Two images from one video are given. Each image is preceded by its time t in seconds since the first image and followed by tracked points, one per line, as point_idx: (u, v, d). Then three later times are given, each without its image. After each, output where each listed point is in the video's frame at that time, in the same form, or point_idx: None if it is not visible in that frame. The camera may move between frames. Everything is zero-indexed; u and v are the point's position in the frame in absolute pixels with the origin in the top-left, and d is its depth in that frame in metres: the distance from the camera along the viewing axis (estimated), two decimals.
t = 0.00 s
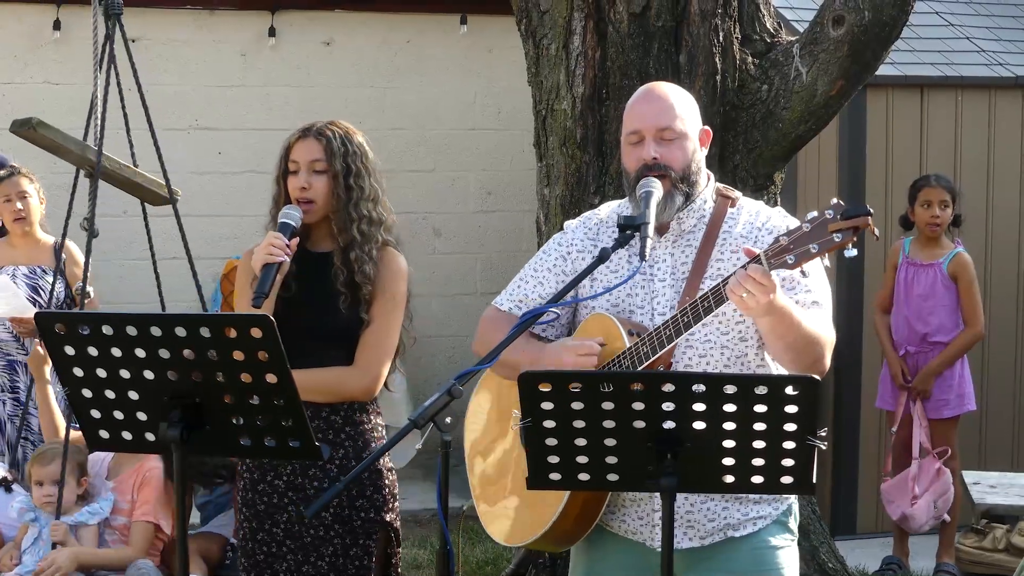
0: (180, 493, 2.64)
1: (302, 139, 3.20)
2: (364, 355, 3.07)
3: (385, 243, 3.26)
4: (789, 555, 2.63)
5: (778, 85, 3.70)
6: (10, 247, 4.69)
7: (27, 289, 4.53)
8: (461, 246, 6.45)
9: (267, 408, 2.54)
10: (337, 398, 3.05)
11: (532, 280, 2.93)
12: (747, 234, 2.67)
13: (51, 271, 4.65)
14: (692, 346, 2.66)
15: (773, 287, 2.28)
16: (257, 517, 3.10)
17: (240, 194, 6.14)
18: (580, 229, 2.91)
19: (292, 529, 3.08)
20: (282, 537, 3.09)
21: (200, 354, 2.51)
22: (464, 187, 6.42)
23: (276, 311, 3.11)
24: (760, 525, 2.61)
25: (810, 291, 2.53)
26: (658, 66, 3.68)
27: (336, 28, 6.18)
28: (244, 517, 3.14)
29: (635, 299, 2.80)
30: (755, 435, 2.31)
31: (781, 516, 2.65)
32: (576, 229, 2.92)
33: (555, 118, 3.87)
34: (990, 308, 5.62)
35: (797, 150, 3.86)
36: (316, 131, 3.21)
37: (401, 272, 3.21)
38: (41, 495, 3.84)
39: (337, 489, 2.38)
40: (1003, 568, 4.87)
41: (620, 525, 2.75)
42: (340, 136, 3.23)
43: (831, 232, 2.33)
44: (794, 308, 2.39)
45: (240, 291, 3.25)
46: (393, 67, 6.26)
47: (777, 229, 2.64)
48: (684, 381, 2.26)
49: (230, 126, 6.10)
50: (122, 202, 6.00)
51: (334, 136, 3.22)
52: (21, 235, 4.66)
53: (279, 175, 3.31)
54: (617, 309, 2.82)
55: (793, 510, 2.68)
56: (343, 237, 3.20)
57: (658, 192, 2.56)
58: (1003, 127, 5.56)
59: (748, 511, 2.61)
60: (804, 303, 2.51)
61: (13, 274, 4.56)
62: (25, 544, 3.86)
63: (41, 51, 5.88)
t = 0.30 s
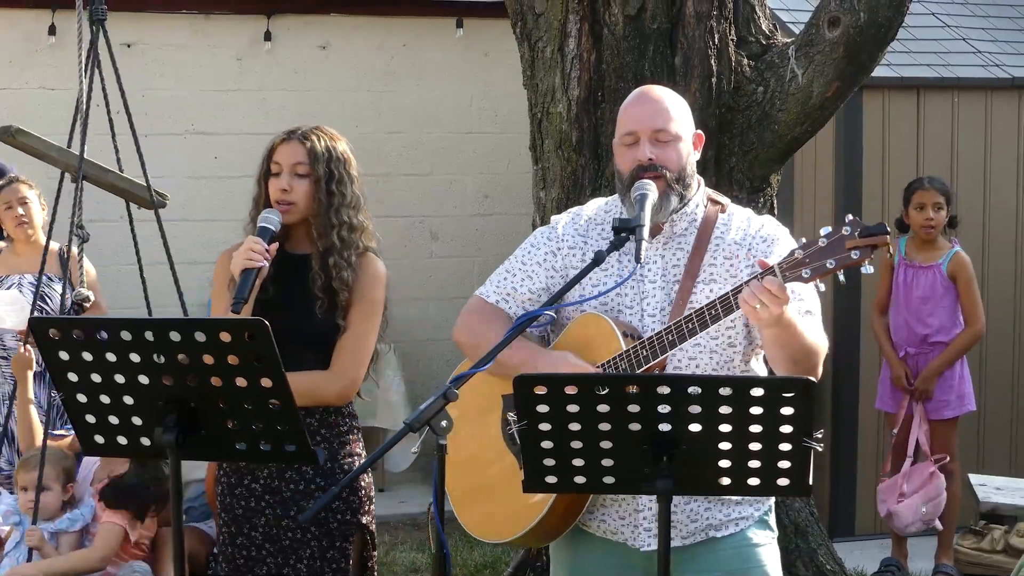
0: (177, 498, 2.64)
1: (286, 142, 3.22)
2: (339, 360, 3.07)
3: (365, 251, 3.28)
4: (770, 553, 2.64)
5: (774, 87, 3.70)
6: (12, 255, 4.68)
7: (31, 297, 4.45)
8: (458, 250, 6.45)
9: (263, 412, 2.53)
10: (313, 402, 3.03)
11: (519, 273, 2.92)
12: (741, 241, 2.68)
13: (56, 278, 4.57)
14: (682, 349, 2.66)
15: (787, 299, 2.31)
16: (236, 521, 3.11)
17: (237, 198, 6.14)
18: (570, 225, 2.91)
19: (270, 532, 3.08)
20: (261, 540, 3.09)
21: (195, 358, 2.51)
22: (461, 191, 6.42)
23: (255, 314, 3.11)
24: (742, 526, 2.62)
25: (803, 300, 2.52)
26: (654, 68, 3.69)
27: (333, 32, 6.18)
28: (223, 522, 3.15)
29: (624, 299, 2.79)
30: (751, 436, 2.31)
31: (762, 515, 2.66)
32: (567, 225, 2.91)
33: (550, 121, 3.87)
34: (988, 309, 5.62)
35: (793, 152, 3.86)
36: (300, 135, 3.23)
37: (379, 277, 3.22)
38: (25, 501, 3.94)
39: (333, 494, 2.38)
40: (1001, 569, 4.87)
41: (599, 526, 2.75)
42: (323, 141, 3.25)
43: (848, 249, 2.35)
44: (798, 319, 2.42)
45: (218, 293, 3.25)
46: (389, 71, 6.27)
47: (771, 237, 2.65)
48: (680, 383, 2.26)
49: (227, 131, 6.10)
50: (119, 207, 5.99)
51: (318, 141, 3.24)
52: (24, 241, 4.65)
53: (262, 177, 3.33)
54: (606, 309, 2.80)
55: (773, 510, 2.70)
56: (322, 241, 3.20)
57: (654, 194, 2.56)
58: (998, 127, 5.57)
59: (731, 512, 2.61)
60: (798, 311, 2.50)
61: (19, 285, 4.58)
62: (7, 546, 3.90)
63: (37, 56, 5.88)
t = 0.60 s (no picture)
0: (178, 497, 2.64)
1: (279, 145, 3.21)
2: (332, 362, 3.09)
3: (355, 254, 3.27)
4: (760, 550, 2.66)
5: (776, 90, 3.71)
6: (17, 255, 4.66)
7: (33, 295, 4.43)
8: (459, 251, 6.45)
9: (265, 412, 2.54)
10: (309, 405, 3.05)
11: (517, 275, 2.91)
12: (738, 252, 2.71)
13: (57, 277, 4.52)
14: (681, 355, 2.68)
15: (806, 318, 2.40)
16: (228, 523, 3.10)
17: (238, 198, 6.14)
18: (569, 229, 2.92)
19: (262, 533, 3.07)
20: (254, 541, 3.08)
21: (197, 358, 2.51)
22: (461, 191, 6.42)
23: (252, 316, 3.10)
24: (733, 524, 2.65)
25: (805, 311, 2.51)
26: (656, 70, 3.69)
27: (334, 32, 6.18)
28: (214, 524, 3.14)
29: (621, 305, 2.78)
30: (754, 439, 2.31)
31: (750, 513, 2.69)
32: (566, 229, 2.92)
33: (553, 122, 3.88)
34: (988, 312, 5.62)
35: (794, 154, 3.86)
36: (294, 137, 3.22)
37: (371, 280, 3.24)
38: (12, 499, 3.86)
39: (336, 494, 2.39)
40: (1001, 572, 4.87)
41: (592, 529, 2.77)
42: (317, 145, 3.25)
43: (870, 270, 2.39)
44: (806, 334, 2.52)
45: (209, 294, 3.24)
46: (390, 71, 6.27)
47: (767, 248, 2.69)
48: (682, 385, 2.26)
49: (228, 131, 6.10)
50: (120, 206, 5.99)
51: (311, 143, 3.23)
52: (27, 239, 4.64)
53: (253, 177, 3.31)
54: (604, 315, 2.81)
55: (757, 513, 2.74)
56: (315, 244, 3.20)
57: (656, 197, 2.56)
58: (999, 131, 5.57)
59: (721, 511, 2.64)
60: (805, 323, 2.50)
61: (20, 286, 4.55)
62: None
63: (38, 56, 5.88)
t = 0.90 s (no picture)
0: (179, 500, 2.64)
1: (280, 147, 3.21)
2: (335, 366, 3.09)
3: (357, 256, 3.29)
4: (754, 552, 2.67)
5: (776, 92, 3.71)
6: (10, 256, 4.66)
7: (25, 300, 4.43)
8: (459, 253, 6.45)
9: (265, 415, 2.54)
10: (312, 406, 3.05)
11: (516, 276, 2.90)
12: (734, 258, 2.72)
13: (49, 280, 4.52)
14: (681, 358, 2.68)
15: (814, 326, 2.43)
16: (232, 526, 3.09)
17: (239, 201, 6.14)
18: (566, 229, 2.92)
19: (267, 536, 3.07)
20: (257, 545, 3.07)
21: (197, 361, 2.51)
22: (461, 194, 6.42)
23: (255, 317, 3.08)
24: (729, 526, 2.65)
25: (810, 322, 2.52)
26: (656, 73, 3.69)
27: (334, 35, 6.18)
28: (217, 528, 3.12)
29: (620, 307, 2.77)
30: (753, 441, 2.31)
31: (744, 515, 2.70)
32: (563, 229, 2.92)
33: (552, 125, 3.88)
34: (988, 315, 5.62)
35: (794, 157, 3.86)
36: (295, 140, 3.22)
37: (373, 284, 3.24)
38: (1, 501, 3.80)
39: (337, 496, 2.40)
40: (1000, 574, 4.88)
41: (587, 532, 2.77)
42: (317, 148, 3.24)
43: (878, 279, 2.49)
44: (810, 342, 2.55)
45: (207, 295, 3.22)
46: (390, 74, 6.27)
47: (763, 251, 2.71)
48: (682, 388, 2.26)
49: (228, 133, 6.10)
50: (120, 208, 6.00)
51: (312, 146, 3.23)
52: (21, 241, 4.64)
53: (253, 180, 3.31)
54: (602, 317, 2.79)
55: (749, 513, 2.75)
56: (318, 247, 3.20)
57: (656, 199, 2.56)
58: (999, 134, 5.58)
59: (717, 513, 2.64)
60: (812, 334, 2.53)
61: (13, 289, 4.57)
62: None
63: (38, 58, 5.88)
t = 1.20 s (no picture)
0: (176, 504, 2.64)
1: (286, 149, 3.20)
2: (346, 367, 3.09)
3: (365, 257, 3.30)
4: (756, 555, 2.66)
5: (773, 94, 3.71)
6: None
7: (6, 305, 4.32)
8: (457, 255, 6.45)
9: (262, 419, 2.53)
10: (314, 406, 3.03)
11: (512, 280, 2.90)
12: (732, 253, 2.70)
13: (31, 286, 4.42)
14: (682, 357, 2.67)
15: (799, 315, 2.37)
16: (242, 530, 3.09)
17: (236, 204, 6.14)
18: (561, 233, 2.91)
19: (278, 540, 3.07)
20: (268, 549, 3.08)
21: (193, 365, 2.51)
22: (459, 197, 6.42)
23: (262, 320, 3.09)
24: (732, 529, 2.65)
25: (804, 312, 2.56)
26: (653, 75, 3.69)
27: (332, 38, 6.19)
28: (226, 532, 3.12)
29: (619, 308, 2.78)
30: (749, 444, 2.31)
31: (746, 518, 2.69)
32: (558, 233, 2.91)
33: (549, 127, 3.88)
34: (987, 316, 5.62)
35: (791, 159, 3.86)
36: (302, 142, 3.22)
37: (380, 285, 3.25)
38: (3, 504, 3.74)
39: (334, 499, 2.39)
40: None
41: (591, 534, 2.76)
42: (325, 149, 3.24)
43: (870, 264, 2.47)
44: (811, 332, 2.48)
45: (215, 297, 3.22)
46: (387, 77, 6.27)
47: (763, 246, 2.68)
48: (678, 390, 2.25)
49: (226, 137, 6.10)
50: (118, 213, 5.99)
51: (320, 149, 3.22)
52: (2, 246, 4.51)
53: (259, 182, 3.30)
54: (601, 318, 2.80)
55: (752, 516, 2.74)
56: (326, 249, 3.21)
57: (652, 202, 2.57)
58: (997, 135, 5.57)
59: (720, 515, 2.64)
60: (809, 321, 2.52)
61: None
62: None
63: (36, 62, 5.88)
